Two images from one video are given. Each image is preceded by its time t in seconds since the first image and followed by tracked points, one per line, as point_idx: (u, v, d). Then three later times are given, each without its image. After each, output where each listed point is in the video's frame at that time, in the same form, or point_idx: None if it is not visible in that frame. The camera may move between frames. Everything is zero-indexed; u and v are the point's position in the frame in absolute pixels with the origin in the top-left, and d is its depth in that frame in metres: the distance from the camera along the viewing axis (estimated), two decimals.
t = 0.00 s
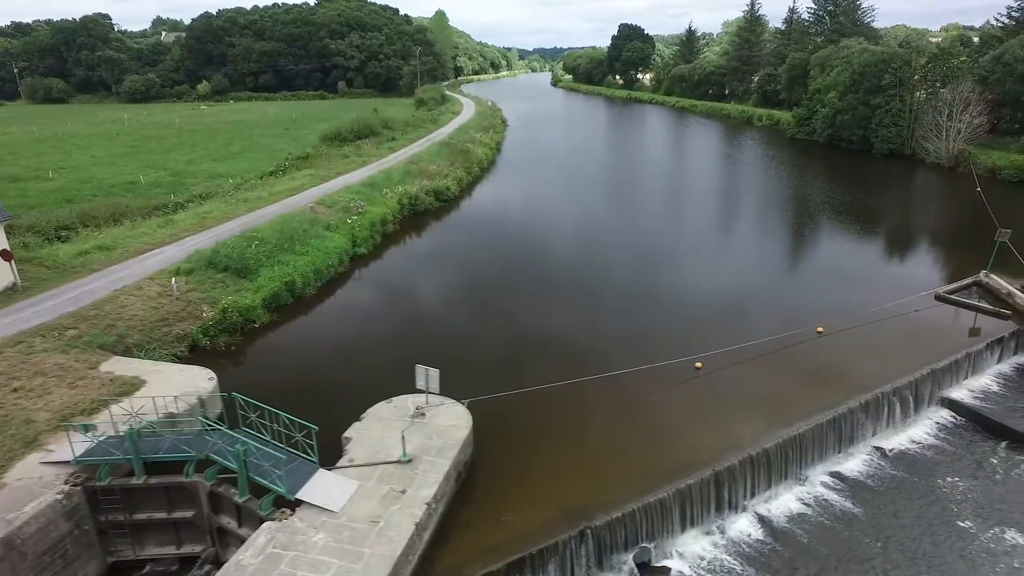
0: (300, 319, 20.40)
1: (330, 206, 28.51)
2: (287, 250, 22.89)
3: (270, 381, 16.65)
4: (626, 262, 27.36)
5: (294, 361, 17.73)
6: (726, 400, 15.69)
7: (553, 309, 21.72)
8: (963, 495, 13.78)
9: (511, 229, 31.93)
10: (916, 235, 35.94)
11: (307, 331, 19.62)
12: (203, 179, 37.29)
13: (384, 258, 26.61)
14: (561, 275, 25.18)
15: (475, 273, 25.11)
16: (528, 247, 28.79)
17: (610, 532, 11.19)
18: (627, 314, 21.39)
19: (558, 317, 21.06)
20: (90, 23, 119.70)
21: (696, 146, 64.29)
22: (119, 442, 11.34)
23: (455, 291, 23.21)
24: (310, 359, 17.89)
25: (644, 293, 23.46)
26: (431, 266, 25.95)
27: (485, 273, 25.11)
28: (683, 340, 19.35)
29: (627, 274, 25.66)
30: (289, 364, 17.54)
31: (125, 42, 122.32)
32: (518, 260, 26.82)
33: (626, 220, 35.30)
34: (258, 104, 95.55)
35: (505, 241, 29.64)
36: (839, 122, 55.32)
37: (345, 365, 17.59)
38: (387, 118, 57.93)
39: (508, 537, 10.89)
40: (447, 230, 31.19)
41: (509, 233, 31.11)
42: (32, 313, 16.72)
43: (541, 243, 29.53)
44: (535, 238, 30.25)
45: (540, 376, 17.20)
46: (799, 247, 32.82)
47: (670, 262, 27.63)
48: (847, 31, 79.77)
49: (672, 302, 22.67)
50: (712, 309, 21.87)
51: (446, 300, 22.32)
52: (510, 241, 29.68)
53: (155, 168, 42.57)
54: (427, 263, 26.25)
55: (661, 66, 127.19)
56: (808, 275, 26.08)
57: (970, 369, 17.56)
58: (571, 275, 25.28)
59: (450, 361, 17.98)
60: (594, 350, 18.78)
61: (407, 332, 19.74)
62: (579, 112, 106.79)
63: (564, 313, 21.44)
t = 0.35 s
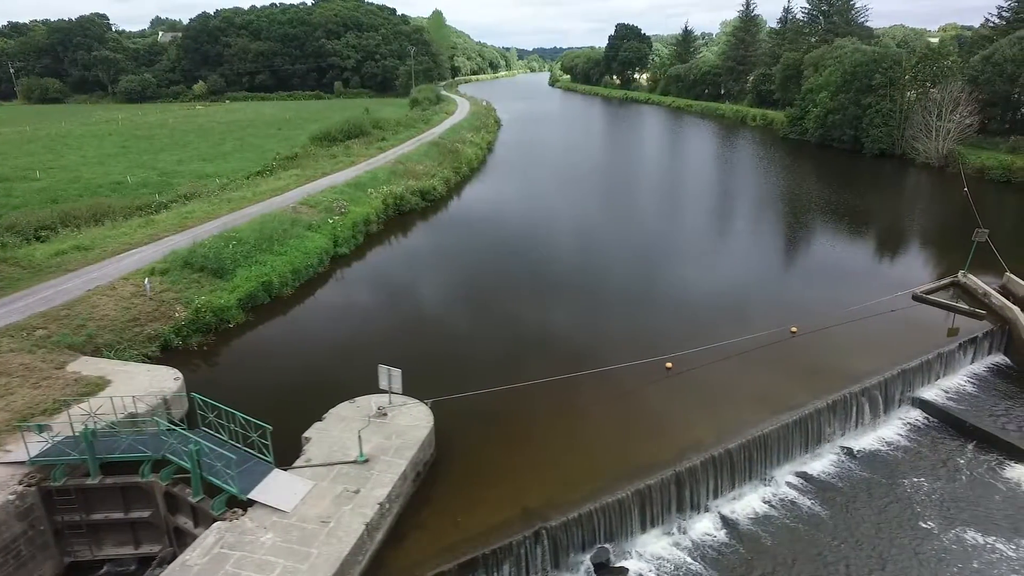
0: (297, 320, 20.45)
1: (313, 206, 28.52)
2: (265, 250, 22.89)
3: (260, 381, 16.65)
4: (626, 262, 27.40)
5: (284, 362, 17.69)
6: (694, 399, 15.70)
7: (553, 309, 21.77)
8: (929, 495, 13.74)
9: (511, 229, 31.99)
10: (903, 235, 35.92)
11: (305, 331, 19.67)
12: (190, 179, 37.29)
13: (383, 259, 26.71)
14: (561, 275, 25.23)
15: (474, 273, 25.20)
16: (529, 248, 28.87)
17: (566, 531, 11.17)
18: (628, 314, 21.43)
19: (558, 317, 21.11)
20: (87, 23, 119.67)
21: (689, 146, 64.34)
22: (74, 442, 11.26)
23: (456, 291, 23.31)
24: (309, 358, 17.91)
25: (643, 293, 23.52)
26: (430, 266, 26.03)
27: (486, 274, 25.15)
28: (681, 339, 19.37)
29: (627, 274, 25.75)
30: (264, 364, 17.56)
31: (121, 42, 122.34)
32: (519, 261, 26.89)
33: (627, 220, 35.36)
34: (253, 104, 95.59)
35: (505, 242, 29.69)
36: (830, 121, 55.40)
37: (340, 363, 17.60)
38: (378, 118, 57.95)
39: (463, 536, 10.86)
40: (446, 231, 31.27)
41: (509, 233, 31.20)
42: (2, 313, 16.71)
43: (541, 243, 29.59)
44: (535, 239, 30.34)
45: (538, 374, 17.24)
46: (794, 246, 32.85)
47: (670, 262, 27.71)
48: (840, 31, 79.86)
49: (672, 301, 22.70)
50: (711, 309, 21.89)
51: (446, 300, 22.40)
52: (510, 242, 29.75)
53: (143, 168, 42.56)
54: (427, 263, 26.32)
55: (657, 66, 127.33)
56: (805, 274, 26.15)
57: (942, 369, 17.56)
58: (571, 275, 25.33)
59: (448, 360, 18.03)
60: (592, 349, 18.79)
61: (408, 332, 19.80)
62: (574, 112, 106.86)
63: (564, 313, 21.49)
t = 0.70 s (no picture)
0: (295, 320, 20.50)
1: (297, 205, 28.55)
2: (245, 250, 22.89)
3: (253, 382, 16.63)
4: (626, 262, 27.45)
5: (276, 362, 17.72)
6: (667, 400, 15.66)
7: (553, 309, 21.82)
8: (896, 496, 13.71)
9: (511, 229, 32.04)
10: (891, 234, 35.86)
11: (305, 332, 19.69)
12: (178, 179, 37.30)
13: (382, 259, 26.77)
14: (560, 276, 25.28)
15: (475, 274, 25.28)
16: (530, 248, 28.95)
17: (525, 532, 11.14)
18: (629, 314, 21.48)
19: (559, 318, 21.14)
20: (82, 23, 119.55)
21: (683, 146, 64.36)
22: (33, 442, 11.24)
23: (457, 291, 23.38)
24: (311, 359, 17.91)
25: (643, 293, 23.58)
26: (430, 267, 26.08)
27: (487, 275, 25.21)
28: (677, 338, 19.42)
29: (628, 274, 25.79)
30: (242, 365, 17.59)
31: (118, 42, 122.41)
32: (519, 262, 26.95)
33: (628, 220, 35.40)
34: (248, 104, 95.60)
35: (506, 242, 29.74)
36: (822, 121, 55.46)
37: (332, 363, 17.64)
38: (370, 118, 57.98)
39: (420, 537, 10.86)
40: (446, 231, 31.31)
41: (509, 233, 31.25)
42: None
43: (542, 244, 29.64)
44: (536, 239, 30.41)
45: (536, 373, 17.28)
46: (790, 246, 32.84)
47: (670, 262, 27.76)
48: (834, 31, 79.97)
49: (671, 301, 22.73)
50: (710, 309, 21.92)
51: (447, 300, 22.46)
52: (511, 242, 29.79)
53: (132, 168, 42.57)
54: (428, 264, 26.38)
55: (653, 66, 127.32)
56: (804, 275, 26.21)
57: (916, 368, 17.55)
58: (571, 276, 25.38)
59: (448, 360, 18.06)
60: (589, 348, 18.85)
61: (410, 332, 19.86)
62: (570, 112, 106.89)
63: (564, 313, 21.54)
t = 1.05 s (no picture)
0: (292, 321, 20.59)
1: (280, 206, 28.55)
2: (223, 250, 22.90)
3: (244, 382, 16.69)
4: (626, 262, 27.54)
5: (266, 363, 17.80)
6: (637, 399, 15.66)
7: (552, 310, 21.90)
8: (860, 496, 13.69)
9: (511, 230, 32.10)
10: (878, 234, 35.83)
11: (304, 332, 19.78)
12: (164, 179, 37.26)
13: (382, 260, 26.89)
14: (560, 277, 25.35)
15: (475, 274, 25.37)
16: (530, 249, 29.05)
17: (480, 532, 11.13)
18: (629, 313, 21.57)
19: (559, 318, 21.25)
20: (78, 23, 119.54)
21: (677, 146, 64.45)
22: None
23: (457, 291, 23.49)
24: (313, 360, 17.99)
25: (643, 293, 23.64)
26: (430, 267, 26.18)
27: (487, 275, 25.30)
28: (669, 338, 19.45)
29: (627, 274, 25.89)
30: (217, 366, 17.62)
31: (114, 42, 122.30)
32: (519, 262, 27.04)
33: (628, 221, 35.49)
34: (243, 104, 95.55)
35: (505, 242, 29.85)
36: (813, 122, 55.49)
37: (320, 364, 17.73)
38: (362, 118, 57.97)
39: (374, 536, 10.86)
40: (445, 232, 31.40)
41: (509, 234, 31.34)
42: None
43: (542, 245, 29.72)
44: (535, 240, 30.52)
45: (533, 371, 17.36)
46: (786, 245, 32.90)
47: (670, 262, 27.85)
48: (827, 31, 80.06)
49: (669, 300, 22.80)
50: (709, 308, 21.99)
51: (446, 301, 22.56)
52: (511, 242, 29.89)
53: (120, 168, 42.52)
54: (428, 265, 26.48)
55: (650, 66, 127.33)
56: (801, 275, 26.31)
57: (888, 368, 17.55)
58: (571, 276, 25.49)
59: (447, 360, 18.14)
60: (586, 348, 18.91)
61: (410, 333, 19.97)
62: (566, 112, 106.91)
63: (563, 313, 21.63)
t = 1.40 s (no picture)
0: (289, 321, 20.68)
1: (264, 206, 28.52)
2: (203, 250, 22.89)
3: (230, 382, 16.72)
4: (627, 262, 27.58)
5: (254, 363, 17.85)
6: (613, 398, 15.67)
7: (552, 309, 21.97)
8: (826, 497, 13.68)
9: (511, 230, 32.17)
10: (865, 233, 35.78)
11: (303, 332, 19.87)
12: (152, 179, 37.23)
13: (382, 260, 26.99)
14: (560, 277, 25.41)
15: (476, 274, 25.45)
16: (530, 249, 29.12)
17: (438, 533, 11.11)
18: (628, 313, 21.62)
19: (559, 317, 21.30)
20: (74, 23, 119.61)
21: (673, 146, 64.45)
22: None
23: (457, 291, 23.59)
24: (314, 360, 18.07)
25: (643, 293, 23.68)
26: (430, 267, 26.25)
27: (488, 275, 25.40)
28: (662, 337, 19.50)
29: (627, 274, 25.92)
30: (192, 366, 17.62)
31: (111, 42, 122.26)
32: (519, 262, 27.14)
33: (627, 221, 35.53)
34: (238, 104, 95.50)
35: (506, 243, 29.90)
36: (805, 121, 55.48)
37: (310, 364, 17.79)
38: (354, 118, 57.94)
39: (331, 537, 10.85)
40: (446, 232, 31.49)
41: (509, 234, 31.40)
42: None
43: (542, 245, 29.79)
44: (535, 240, 30.58)
45: (524, 370, 17.41)
46: (782, 245, 32.90)
47: (670, 262, 27.91)
48: (821, 31, 79.93)
49: (669, 300, 22.84)
50: (708, 307, 22.03)
51: (447, 301, 22.63)
52: (511, 243, 29.96)
53: (109, 168, 42.48)
54: (428, 265, 26.56)
55: (647, 66, 127.21)
56: (800, 274, 26.30)
57: (862, 369, 17.53)
58: (571, 276, 25.54)
59: (444, 359, 18.21)
60: (585, 347, 18.95)
61: (409, 333, 20.03)
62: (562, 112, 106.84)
63: (563, 313, 21.68)
